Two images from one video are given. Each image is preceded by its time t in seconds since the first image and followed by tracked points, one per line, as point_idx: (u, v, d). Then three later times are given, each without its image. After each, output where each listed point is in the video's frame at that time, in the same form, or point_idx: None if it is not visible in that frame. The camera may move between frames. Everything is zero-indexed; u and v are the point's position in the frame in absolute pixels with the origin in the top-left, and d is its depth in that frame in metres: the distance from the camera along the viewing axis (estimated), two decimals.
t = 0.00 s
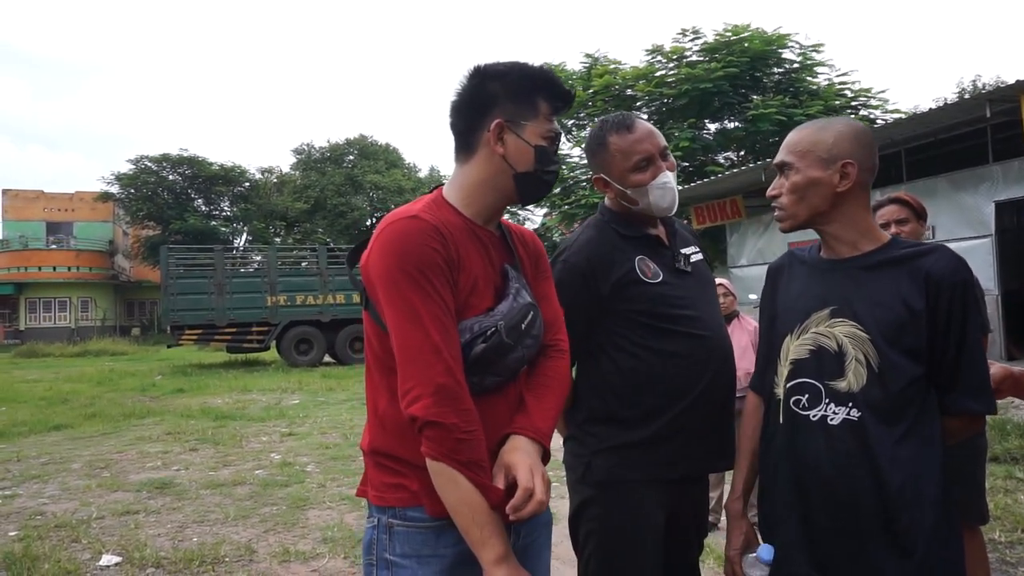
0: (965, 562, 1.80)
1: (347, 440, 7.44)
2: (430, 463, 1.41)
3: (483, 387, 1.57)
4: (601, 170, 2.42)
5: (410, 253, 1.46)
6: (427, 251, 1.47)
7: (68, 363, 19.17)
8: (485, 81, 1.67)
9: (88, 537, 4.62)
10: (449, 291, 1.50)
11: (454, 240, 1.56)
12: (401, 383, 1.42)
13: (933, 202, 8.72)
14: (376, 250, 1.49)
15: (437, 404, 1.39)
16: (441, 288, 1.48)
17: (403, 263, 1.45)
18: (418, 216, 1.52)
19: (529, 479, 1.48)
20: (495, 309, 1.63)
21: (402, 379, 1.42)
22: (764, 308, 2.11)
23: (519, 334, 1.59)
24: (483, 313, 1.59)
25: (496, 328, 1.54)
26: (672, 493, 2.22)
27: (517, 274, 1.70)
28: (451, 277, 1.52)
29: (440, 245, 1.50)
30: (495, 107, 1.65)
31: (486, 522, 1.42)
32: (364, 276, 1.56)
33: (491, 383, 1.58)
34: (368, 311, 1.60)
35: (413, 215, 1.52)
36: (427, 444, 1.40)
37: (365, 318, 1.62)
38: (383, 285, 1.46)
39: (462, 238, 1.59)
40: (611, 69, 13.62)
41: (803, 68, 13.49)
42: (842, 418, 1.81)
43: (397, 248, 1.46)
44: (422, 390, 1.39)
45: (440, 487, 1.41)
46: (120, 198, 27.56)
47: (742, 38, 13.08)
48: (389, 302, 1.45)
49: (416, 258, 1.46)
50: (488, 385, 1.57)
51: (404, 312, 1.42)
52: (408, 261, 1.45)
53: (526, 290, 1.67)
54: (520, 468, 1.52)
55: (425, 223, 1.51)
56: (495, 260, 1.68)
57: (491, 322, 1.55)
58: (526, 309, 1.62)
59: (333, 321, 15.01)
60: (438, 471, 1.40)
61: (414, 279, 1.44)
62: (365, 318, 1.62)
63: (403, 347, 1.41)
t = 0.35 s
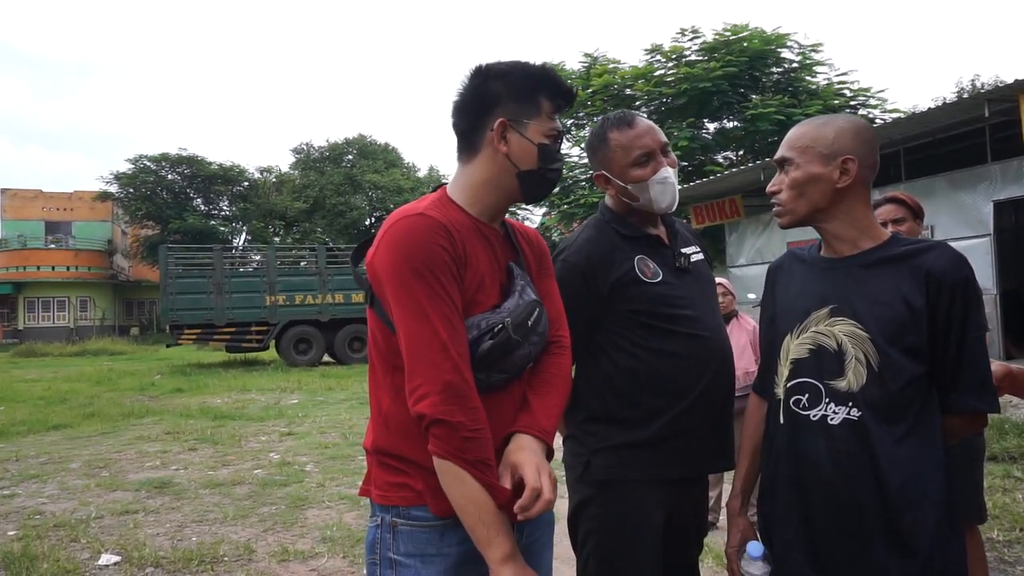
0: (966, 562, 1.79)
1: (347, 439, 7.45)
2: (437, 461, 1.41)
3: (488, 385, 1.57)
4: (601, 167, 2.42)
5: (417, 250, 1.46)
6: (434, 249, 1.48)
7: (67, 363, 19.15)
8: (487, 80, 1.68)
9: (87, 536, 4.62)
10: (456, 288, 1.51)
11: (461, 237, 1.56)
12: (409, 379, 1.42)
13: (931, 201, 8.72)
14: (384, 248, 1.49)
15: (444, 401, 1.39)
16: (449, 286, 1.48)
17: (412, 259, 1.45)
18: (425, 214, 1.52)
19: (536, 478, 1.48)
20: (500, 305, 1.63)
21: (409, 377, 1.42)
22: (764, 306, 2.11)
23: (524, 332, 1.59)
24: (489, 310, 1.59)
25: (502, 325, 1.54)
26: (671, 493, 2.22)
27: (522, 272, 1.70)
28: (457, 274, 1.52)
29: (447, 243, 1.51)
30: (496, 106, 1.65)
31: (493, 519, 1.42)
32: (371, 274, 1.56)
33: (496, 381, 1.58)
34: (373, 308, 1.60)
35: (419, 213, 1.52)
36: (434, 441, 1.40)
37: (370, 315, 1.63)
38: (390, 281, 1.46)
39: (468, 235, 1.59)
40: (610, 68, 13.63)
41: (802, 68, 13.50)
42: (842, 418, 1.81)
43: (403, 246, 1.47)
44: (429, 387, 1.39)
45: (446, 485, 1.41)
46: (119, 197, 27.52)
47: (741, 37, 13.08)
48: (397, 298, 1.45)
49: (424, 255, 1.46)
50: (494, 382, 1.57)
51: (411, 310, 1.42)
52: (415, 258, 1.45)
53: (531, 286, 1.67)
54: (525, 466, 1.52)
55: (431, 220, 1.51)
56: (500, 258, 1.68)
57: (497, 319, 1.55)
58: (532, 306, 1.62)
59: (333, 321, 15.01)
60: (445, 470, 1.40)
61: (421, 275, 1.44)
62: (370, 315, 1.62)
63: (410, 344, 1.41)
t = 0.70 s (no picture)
0: (964, 565, 1.79)
1: (345, 439, 7.44)
2: (437, 459, 1.41)
3: (489, 384, 1.57)
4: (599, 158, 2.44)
5: (419, 247, 1.46)
6: (436, 246, 1.48)
7: (65, 363, 19.11)
8: (485, 80, 1.68)
9: (85, 536, 4.62)
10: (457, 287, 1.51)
11: (462, 236, 1.56)
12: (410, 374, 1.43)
13: (929, 201, 8.73)
14: (385, 245, 1.50)
15: (444, 397, 1.39)
16: (450, 283, 1.48)
17: (413, 256, 1.46)
18: (426, 212, 1.53)
19: (542, 488, 1.48)
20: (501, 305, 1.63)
21: (410, 373, 1.42)
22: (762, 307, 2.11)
23: (524, 331, 1.59)
24: (490, 309, 1.59)
25: (503, 324, 1.55)
26: (671, 494, 2.22)
27: (523, 271, 1.70)
28: (458, 272, 1.53)
29: (448, 240, 1.51)
30: (495, 105, 1.66)
31: (493, 517, 1.43)
32: (372, 272, 1.56)
33: (497, 380, 1.58)
34: (374, 306, 1.60)
35: (420, 211, 1.53)
36: (436, 439, 1.40)
37: (371, 314, 1.63)
38: (392, 279, 1.47)
39: (469, 233, 1.60)
40: (608, 68, 13.62)
41: (800, 68, 13.51)
42: (840, 419, 1.81)
43: (405, 243, 1.47)
44: (429, 384, 1.40)
45: (447, 483, 1.42)
46: (117, 197, 27.48)
47: (740, 37, 13.09)
48: (398, 294, 1.46)
49: (425, 251, 1.46)
50: (495, 381, 1.58)
51: (412, 307, 1.43)
52: (416, 255, 1.46)
53: (532, 286, 1.67)
54: (527, 470, 1.52)
55: (432, 218, 1.52)
56: (501, 257, 1.68)
57: (498, 318, 1.55)
58: (533, 305, 1.62)
59: (331, 321, 15.00)
60: (445, 467, 1.41)
61: (423, 272, 1.45)
62: (371, 311, 1.62)
63: (410, 340, 1.42)
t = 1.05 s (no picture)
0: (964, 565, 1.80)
1: (343, 440, 7.44)
2: (436, 457, 1.41)
3: (489, 383, 1.57)
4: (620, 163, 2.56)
5: (418, 246, 1.46)
6: (435, 246, 1.48)
7: (62, 363, 19.06)
8: (482, 79, 1.67)
9: (82, 537, 4.61)
10: (456, 287, 1.51)
11: (461, 236, 1.56)
12: (408, 374, 1.43)
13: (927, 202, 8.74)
14: (385, 245, 1.50)
15: (443, 396, 1.39)
16: (448, 282, 1.48)
17: (412, 255, 1.46)
18: (425, 212, 1.53)
19: (542, 490, 1.48)
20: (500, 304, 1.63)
21: (409, 372, 1.42)
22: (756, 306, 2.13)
23: (524, 331, 1.59)
24: (489, 308, 1.60)
25: (501, 324, 1.55)
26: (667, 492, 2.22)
27: (522, 271, 1.71)
28: (457, 271, 1.52)
29: (447, 240, 1.51)
30: (492, 104, 1.65)
31: (493, 516, 1.43)
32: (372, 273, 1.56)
33: (497, 380, 1.58)
34: (374, 307, 1.60)
35: (419, 211, 1.52)
36: (435, 439, 1.40)
37: (371, 315, 1.63)
38: (391, 279, 1.47)
39: (468, 233, 1.60)
40: (607, 69, 13.63)
41: (798, 69, 13.53)
42: (839, 420, 1.82)
43: (404, 242, 1.47)
44: (428, 383, 1.39)
45: (447, 483, 1.42)
46: (114, 197, 27.42)
47: (738, 38, 13.10)
48: (397, 293, 1.46)
49: (423, 250, 1.46)
50: (494, 381, 1.58)
51: (411, 306, 1.43)
52: (415, 255, 1.46)
53: (531, 285, 1.68)
54: (526, 470, 1.52)
55: (431, 218, 1.52)
56: (500, 256, 1.68)
57: (497, 317, 1.55)
58: (532, 305, 1.62)
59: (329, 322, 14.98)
60: (445, 467, 1.41)
61: (421, 271, 1.45)
62: (370, 312, 1.63)
63: (409, 339, 1.42)
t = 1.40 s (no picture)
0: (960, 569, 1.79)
1: (342, 439, 7.44)
2: (436, 456, 1.41)
3: (487, 383, 1.57)
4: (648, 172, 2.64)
5: (416, 245, 1.46)
6: (433, 245, 1.48)
7: (60, 360, 19.05)
8: (476, 80, 1.68)
9: (80, 534, 4.61)
10: (453, 286, 1.51)
11: (458, 234, 1.56)
12: (407, 372, 1.43)
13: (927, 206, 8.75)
14: (382, 245, 1.49)
15: (441, 394, 1.39)
16: (446, 281, 1.48)
17: (410, 254, 1.45)
18: (421, 211, 1.52)
19: (542, 492, 1.49)
20: (496, 303, 1.63)
21: (407, 371, 1.42)
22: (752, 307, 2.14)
23: (521, 329, 1.58)
24: (487, 307, 1.60)
25: (499, 323, 1.54)
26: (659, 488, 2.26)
27: (519, 270, 1.71)
28: (454, 270, 1.52)
29: (444, 238, 1.51)
30: (486, 103, 1.65)
31: (492, 515, 1.42)
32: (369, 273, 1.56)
33: (495, 379, 1.58)
34: (372, 308, 1.60)
35: (416, 210, 1.52)
36: (434, 439, 1.40)
37: (369, 315, 1.63)
38: (388, 278, 1.47)
39: (465, 232, 1.60)
40: (608, 70, 13.64)
41: (798, 72, 13.55)
42: (834, 424, 1.81)
43: (402, 241, 1.46)
44: (427, 382, 1.39)
45: (445, 482, 1.42)
46: (114, 195, 27.40)
47: (739, 40, 13.11)
48: (395, 293, 1.45)
49: (421, 249, 1.46)
50: (492, 380, 1.57)
51: (409, 305, 1.42)
52: (413, 254, 1.45)
53: (528, 284, 1.68)
54: (525, 470, 1.52)
55: (428, 217, 1.51)
56: (497, 255, 1.69)
57: (495, 316, 1.55)
58: (529, 304, 1.62)
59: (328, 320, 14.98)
60: (443, 467, 1.40)
61: (419, 270, 1.45)
62: (368, 312, 1.62)
63: (407, 338, 1.41)
